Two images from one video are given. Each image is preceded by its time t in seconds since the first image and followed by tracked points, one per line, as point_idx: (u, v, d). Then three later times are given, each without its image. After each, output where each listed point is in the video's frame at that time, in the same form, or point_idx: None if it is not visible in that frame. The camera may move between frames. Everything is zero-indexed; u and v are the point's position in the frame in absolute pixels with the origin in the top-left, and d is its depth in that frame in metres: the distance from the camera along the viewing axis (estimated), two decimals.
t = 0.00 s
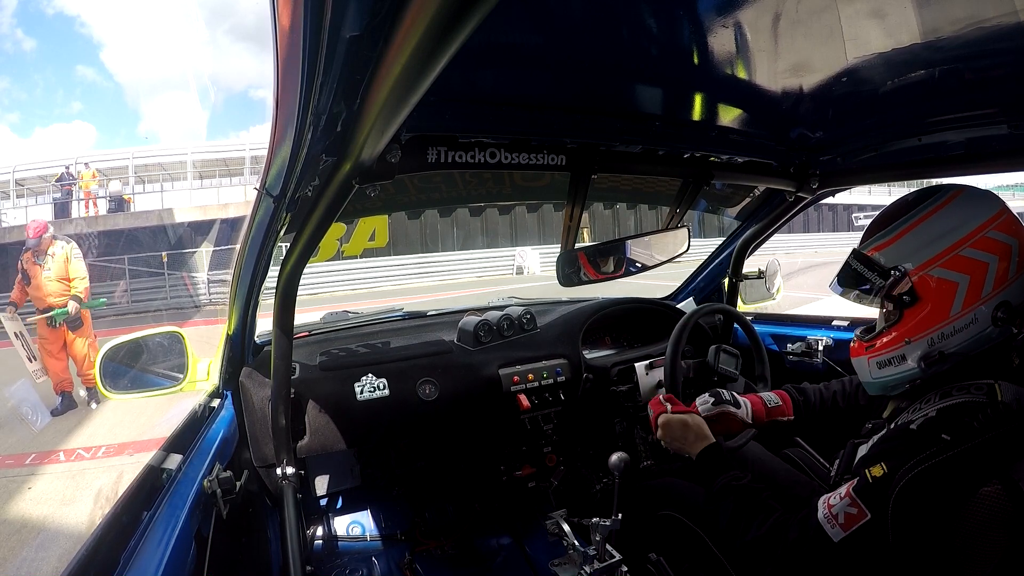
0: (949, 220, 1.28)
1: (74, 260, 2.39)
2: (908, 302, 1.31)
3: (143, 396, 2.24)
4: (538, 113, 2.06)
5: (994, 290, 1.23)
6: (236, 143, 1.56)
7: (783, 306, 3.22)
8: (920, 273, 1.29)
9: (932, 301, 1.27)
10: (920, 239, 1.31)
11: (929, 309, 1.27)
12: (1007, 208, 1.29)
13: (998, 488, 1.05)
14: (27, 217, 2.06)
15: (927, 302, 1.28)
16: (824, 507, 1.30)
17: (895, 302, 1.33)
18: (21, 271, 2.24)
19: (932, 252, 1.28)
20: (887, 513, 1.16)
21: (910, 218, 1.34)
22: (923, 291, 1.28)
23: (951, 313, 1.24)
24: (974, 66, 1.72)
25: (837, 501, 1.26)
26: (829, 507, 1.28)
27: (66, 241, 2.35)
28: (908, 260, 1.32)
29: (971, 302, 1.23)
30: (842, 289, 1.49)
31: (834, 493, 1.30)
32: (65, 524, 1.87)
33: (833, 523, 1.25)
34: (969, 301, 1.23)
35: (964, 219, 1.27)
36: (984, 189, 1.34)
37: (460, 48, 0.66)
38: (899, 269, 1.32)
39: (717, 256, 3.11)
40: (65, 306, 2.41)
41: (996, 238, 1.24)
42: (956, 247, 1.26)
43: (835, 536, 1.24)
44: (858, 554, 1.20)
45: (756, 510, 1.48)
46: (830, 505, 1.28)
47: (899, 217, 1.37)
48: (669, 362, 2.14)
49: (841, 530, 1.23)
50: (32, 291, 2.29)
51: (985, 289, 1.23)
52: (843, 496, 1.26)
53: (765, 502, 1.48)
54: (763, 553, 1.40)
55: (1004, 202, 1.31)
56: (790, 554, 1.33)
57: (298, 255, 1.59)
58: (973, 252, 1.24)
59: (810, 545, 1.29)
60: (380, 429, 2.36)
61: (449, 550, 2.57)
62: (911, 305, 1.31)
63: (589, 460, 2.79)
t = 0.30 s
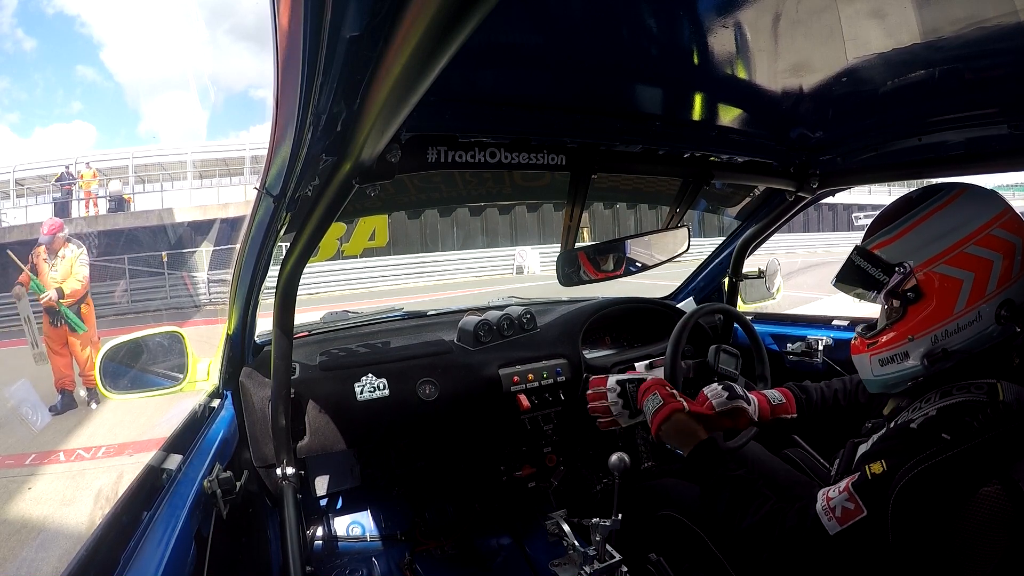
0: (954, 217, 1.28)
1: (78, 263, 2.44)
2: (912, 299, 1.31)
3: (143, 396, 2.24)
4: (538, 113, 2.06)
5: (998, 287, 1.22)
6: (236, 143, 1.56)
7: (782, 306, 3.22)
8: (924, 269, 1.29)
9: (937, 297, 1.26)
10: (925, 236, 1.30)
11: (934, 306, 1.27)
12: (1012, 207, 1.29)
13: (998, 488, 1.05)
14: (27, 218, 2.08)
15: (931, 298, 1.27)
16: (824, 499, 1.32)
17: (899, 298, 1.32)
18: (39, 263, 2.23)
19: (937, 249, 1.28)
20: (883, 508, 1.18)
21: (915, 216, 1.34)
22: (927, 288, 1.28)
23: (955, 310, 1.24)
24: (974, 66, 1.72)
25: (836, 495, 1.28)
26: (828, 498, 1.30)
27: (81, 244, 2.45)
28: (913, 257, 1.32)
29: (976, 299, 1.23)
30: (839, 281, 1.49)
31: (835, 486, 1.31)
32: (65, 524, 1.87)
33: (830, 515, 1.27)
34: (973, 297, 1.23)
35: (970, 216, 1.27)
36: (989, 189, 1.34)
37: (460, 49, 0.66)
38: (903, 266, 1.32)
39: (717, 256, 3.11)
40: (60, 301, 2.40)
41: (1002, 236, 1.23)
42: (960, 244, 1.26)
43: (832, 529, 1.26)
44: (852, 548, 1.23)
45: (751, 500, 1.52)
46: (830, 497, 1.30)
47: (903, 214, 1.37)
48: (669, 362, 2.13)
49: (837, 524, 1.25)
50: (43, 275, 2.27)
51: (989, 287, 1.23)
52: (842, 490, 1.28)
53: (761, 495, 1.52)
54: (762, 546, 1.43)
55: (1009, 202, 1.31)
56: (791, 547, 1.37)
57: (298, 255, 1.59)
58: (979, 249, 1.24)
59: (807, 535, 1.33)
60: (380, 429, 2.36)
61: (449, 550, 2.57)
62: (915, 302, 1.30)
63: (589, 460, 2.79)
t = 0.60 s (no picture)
0: (955, 217, 1.28)
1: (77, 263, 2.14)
2: (913, 299, 1.31)
3: (143, 396, 2.24)
4: (538, 113, 2.06)
5: (999, 287, 1.22)
6: (236, 143, 1.56)
7: (782, 306, 3.22)
8: (925, 270, 1.29)
9: (938, 297, 1.26)
10: (927, 236, 1.31)
11: (934, 307, 1.27)
12: (1013, 207, 1.28)
13: (998, 488, 1.05)
14: (29, 220, 1.93)
15: (932, 298, 1.27)
16: (824, 500, 1.32)
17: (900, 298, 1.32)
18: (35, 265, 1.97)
19: (938, 249, 1.28)
20: (884, 509, 1.18)
21: (915, 215, 1.34)
22: (928, 287, 1.28)
23: (955, 310, 1.24)
24: (974, 67, 1.72)
25: (836, 495, 1.28)
26: (828, 499, 1.30)
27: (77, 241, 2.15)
28: (913, 258, 1.32)
29: (976, 299, 1.23)
30: (839, 280, 1.50)
31: (835, 487, 1.32)
32: (65, 524, 1.87)
33: (831, 516, 1.27)
34: (974, 297, 1.23)
35: (971, 215, 1.27)
36: (990, 189, 1.34)
37: (459, 49, 0.66)
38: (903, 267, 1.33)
39: (717, 256, 3.11)
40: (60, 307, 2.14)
41: (1002, 236, 1.23)
42: (961, 244, 1.26)
43: (832, 529, 1.26)
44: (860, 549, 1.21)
45: (751, 502, 1.52)
46: (830, 499, 1.30)
47: (904, 214, 1.37)
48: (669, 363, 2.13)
49: (838, 524, 1.25)
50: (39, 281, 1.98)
51: (990, 287, 1.23)
52: (842, 490, 1.28)
53: (762, 494, 1.52)
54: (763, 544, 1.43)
55: (1010, 202, 1.31)
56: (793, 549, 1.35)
57: (297, 255, 1.59)
58: (979, 249, 1.24)
59: (808, 536, 1.33)
60: (380, 429, 2.36)
61: (450, 551, 2.57)
62: (916, 302, 1.30)
63: (589, 460, 2.79)
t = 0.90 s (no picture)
0: (956, 217, 1.29)
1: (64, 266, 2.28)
2: (915, 299, 1.30)
3: (143, 396, 2.24)
4: (538, 113, 2.06)
5: (1001, 288, 1.22)
6: (236, 143, 1.56)
7: (782, 306, 3.22)
8: (927, 270, 1.29)
9: (940, 297, 1.26)
10: (929, 236, 1.31)
11: (936, 307, 1.27)
12: (1015, 207, 1.28)
13: (998, 488, 1.05)
14: (28, 218, 2.00)
15: (934, 299, 1.27)
16: (824, 496, 1.33)
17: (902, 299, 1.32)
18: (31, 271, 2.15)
19: (940, 249, 1.28)
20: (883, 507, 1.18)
21: (917, 216, 1.35)
22: (930, 288, 1.28)
23: (957, 310, 1.24)
24: (974, 67, 1.72)
25: (836, 492, 1.29)
26: (827, 495, 1.31)
27: (62, 245, 2.27)
28: (915, 258, 1.32)
29: (978, 299, 1.23)
30: (840, 280, 1.50)
31: (835, 483, 1.32)
32: (65, 524, 1.87)
33: (830, 512, 1.28)
34: (976, 297, 1.23)
35: (972, 216, 1.27)
36: (992, 189, 1.34)
37: (460, 48, 0.66)
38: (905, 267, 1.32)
39: (717, 256, 3.11)
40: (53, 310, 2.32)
41: (1004, 236, 1.24)
42: (963, 244, 1.26)
43: (829, 526, 1.28)
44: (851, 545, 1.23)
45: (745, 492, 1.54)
46: (829, 495, 1.31)
47: (905, 215, 1.38)
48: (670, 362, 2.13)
49: (835, 521, 1.26)
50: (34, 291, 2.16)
51: (992, 287, 1.23)
52: (842, 487, 1.28)
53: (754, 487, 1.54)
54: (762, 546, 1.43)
55: (1011, 202, 1.31)
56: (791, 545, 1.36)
57: (298, 255, 1.59)
58: (981, 249, 1.24)
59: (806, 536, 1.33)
60: (380, 429, 2.36)
61: (449, 551, 2.57)
62: (918, 302, 1.30)
63: (589, 460, 2.79)
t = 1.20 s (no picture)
0: (952, 218, 1.28)
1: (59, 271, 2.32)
2: (914, 303, 1.30)
3: (143, 396, 2.24)
4: (538, 113, 2.06)
5: (999, 288, 1.22)
6: (236, 143, 1.56)
7: (782, 306, 3.22)
8: (925, 272, 1.29)
9: (939, 299, 1.26)
10: (926, 238, 1.30)
11: (935, 310, 1.27)
12: (1010, 206, 1.29)
13: (998, 488, 1.06)
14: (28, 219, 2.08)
15: (933, 301, 1.27)
16: (823, 484, 1.33)
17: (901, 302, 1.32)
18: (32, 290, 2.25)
19: (937, 251, 1.28)
20: (882, 503, 1.18)
21: (913, 218, 1.34)
22: (929, 290, 1.28)
23: (957, 312, 1.24)
24: (974, 66, 1.72)
25: (835, 483, 1.29)
26: (826, 484, 1.31)
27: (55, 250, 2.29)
28: (913, 261, 1.31)
29: (977, 300, 1.23)
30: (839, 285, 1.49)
31: (835, 473, 1.32)
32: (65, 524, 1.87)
33: (827, 502, 1.29)
34: (975, 299, 1.23)
35: (968, 216, 1.27)
36: (986, 188, 1.34)
37: (460, 48, 0.66)
38: (903, 270, 1.32)
39: (717, 256, 3.11)
40: (65, 319, 2.44)
41: (1000, 235, 1.24)
42: (960, 245, 1.25)
43: (826, 516, 1.28)
44: (846, 537, 1.24)
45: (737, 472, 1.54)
46: (828, 485, 1.31)
47: (901, 217, 1.37)
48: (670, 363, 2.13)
49: (832, 512, 1.27)
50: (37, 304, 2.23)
51: (990, 287, 1.23)
52: (842, 478, 1.28)
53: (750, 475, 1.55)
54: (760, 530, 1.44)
55: (1006, 200, 1.31)
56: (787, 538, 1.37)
57: (297, 255, 1.59)
58: (978, 250, 1.24)
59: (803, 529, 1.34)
60: (380, 429, 2.36)
61: (450, 551, 2.57)
62: (917, 305, 1.30)
63: (589, 460, 2.79)
